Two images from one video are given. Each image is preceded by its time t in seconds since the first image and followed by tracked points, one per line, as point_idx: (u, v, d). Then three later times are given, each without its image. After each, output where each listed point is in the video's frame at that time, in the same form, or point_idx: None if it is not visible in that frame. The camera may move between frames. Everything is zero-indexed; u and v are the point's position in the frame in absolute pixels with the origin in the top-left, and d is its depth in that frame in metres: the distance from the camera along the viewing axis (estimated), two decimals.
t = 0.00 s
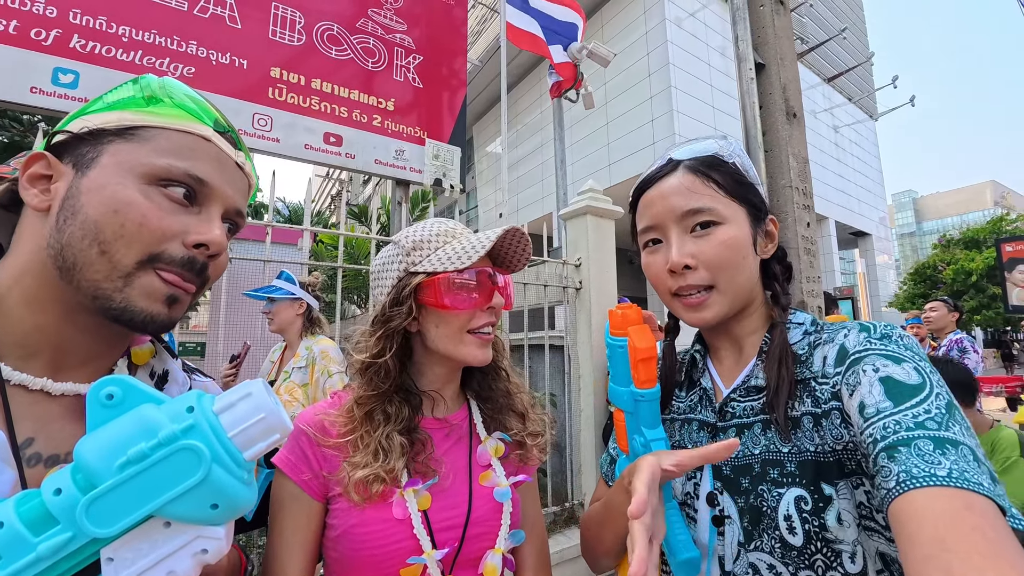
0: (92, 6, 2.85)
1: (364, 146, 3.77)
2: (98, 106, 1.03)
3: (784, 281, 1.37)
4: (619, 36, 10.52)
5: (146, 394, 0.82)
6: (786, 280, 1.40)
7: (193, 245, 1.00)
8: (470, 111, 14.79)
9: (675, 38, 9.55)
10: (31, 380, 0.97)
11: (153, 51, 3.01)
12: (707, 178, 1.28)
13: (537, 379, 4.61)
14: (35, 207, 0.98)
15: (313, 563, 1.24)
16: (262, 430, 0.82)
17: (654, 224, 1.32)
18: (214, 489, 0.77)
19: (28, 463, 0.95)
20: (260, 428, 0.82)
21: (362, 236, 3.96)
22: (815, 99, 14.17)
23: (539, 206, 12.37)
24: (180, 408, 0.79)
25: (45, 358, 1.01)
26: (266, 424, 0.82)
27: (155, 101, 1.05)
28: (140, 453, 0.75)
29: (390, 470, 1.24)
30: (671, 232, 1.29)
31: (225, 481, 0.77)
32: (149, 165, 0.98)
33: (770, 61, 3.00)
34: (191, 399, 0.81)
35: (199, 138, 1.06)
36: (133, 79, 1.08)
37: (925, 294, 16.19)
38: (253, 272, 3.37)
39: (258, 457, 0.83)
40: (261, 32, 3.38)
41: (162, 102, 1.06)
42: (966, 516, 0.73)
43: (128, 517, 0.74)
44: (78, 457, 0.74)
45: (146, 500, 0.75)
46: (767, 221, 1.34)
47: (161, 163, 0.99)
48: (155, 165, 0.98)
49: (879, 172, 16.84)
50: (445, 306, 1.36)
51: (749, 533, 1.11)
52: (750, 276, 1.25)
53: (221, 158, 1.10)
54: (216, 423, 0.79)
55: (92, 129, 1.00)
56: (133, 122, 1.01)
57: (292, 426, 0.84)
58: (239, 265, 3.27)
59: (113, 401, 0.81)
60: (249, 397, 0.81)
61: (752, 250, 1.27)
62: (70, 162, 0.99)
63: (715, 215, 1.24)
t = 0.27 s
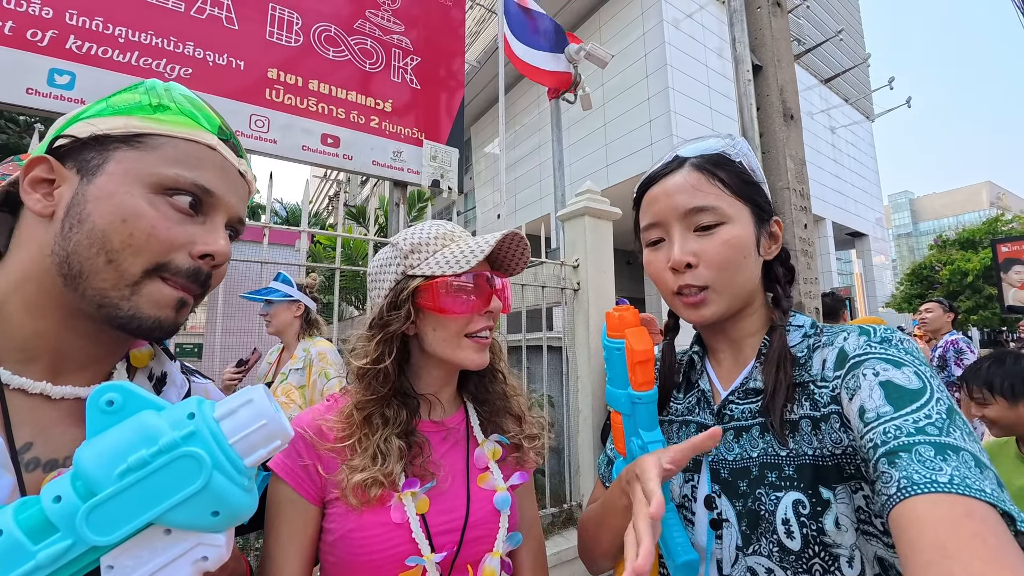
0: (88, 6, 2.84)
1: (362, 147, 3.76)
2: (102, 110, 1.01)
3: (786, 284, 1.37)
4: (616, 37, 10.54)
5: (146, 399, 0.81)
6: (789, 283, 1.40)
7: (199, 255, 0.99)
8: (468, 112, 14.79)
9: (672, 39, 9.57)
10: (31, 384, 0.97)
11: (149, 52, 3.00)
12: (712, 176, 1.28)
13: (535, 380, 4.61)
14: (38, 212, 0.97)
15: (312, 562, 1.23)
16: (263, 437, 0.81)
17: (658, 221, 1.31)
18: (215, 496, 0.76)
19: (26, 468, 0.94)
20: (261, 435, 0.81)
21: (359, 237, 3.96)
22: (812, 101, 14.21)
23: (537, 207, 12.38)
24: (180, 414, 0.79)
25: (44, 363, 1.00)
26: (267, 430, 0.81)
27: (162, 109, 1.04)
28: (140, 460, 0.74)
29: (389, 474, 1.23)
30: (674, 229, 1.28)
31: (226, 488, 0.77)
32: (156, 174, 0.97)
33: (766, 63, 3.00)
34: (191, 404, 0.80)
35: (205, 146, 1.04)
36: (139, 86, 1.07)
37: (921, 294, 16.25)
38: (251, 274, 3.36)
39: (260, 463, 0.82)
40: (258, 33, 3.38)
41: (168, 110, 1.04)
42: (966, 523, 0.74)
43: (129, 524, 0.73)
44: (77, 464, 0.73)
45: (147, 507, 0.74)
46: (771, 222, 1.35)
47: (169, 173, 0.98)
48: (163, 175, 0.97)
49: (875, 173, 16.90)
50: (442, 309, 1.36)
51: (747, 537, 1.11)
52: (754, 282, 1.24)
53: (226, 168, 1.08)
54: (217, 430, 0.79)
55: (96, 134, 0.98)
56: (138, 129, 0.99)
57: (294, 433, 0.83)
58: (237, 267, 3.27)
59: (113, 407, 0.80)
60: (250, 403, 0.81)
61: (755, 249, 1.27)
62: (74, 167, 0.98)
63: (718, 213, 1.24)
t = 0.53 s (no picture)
0: (87, 7, 2.83)
1: (361, 148, 3.76)
2: (107, 112, 1.02)
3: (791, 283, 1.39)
4: (614, 38, 10.57)
5: (156, 401, 0.82)
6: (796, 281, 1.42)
7: (204, 257, 1.00)
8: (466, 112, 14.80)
9: (670, 40, 9.59)
10: (36, 386, 0.97)
11: (148, 52, 3.00)
12: (716, 176, 1.28)
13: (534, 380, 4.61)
14: (43, 214, 0.97)
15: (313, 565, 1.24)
16: (271, 438, 0.82)
17: (662, 221, 1.32)
18: (225, 496, 0.77)
19: (32, 469, 0.95)
20: (270, 436, 0.82)
21: (359, 237, 3.96)
22: (809, 101, 14.26)
23: (536, 207, 12.39)
24: (190, 416, 0.79)
25: (48, 364, 1.00)
26: (276, 431, 0.82)
27: (168, 111, 1.04)
28: (151, 461, 0.74)
29: (390, 474, 1.23)
30: (678, 229, 1.29)
31: (235, 489, 0.77)
32: (162, 177, 0.98)
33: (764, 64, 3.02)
34: (201, 406, 0.81)
35: (210, 149, 1.05)
36: (144, 90, 1.08)
37: (918, 294, 16.30)
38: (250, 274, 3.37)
39: (268, 463, 0.83)
40: (258, 33, 3.38)
41: (174, 113, 1.04)
42: (972, 523, 0.75)
43: (140, 525, 0.73)
44: (88, 465, 0.73)
45: (158, 508, 0.74)
46: (776, 220, 1.35)
47: (175, 176, 0.99)
48: (169, 178, 0.98)
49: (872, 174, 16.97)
50: (442, 310, 1.36)
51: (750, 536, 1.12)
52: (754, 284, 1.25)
53: (230, 171, 1.08)
54: (227, 430, 0.80)
55: (103, 137, 0.99)
56: (144, 132, 1.00)
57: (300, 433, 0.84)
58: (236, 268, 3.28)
59: (122, 409, 0.80)
60: (258, 405, 0.82)
61: (760, 248, 1.28)
62: (80, 169, 0.98)
63: (723, 214, 1.25)
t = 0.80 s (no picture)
0: (84, 7, 2.83)
1: (359, 148, 3.77)
2: (102, 111, 1.01)
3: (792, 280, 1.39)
4: (613, 39, 10.59)
5: (149, 400, 0.83)
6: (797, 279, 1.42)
7: (199, 255, 1.00)
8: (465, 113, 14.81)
9: (668, 41, 9.60)
10: (29, 383, 0.97)
11: (146, 52, 3.00)
12: (712, 181, 1.28)
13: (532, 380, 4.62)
14: (39, 212, 0.98)
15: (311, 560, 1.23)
16: (264, 436, 0.82)
17: (659, 228, 1.33)
18: (216, 494, 0.77)
19: (25, 468, 0.95)
20: (262, 434, 0.82)
21: (357, 238, 3.96)
22: (808, 102, 14.29)
23: (535, 208, 12.40)
24: (182, 414, 0.80)
25: (42, 363, 1.01)
26: (268, 430, 0.82)
27: (164, 110, 1.04)
28: (143, 459, 0.75)
29: (385, 472, 1.24)
30: (677, 237, 1.30)
31: (226, 487, 0.78)
32: (159, 177, 0.98)
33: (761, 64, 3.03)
34: (193, 404, 0.81)
35: (204, 148, 1.05)
36: (140, 87, 1.07)
37: (916, 295, 16.33)
38: (248, 274, 3.38)
39: (261, 461, 0.83)
40: (256, 33, 3.38)
41: (170, 111, 1.04)
42: (970, 519, 0.76)
43: (132, 523, 0.74)
44: (80, 464, 0.74)
45: (149, 506, 0.75)
46: (775, 220, 1.35)
47: (172, 175, 0.99)
48: (165, 178, 0.98)
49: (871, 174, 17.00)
50: (438, 310, 1.36)
51: (746, 532, 1.13)
52: (749, 283, 1.25)
53: (228, 171, 1.09)
54: (218, 429, 0.80)
55: (99, 136, 0.99)
56: (140, 131, 0.99)
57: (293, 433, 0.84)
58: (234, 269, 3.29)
59: (115, 407, 0.81)
60: (251, 403, 0.81)
61: (760, 252, 1.28)
62: (76, 167, 0.99)
63: (721, 219, 1.25)
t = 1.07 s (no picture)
0: (91, 6, 2.87)
1: (362, 147, 3.80)
2: (115, 95, 1.04)
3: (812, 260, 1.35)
4: (613, 41, 10.63)
5: (159, 369, 0.84)
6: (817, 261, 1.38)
7: (208, 239, 1.03)
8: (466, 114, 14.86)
9: (669, 43, 9.63)
10: (42, 360, 0.99)
11: (151, 51, 3.03)
12: (685, 181, 1.30)
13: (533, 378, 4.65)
14: (53, 192, 1.00)
15: (313, 561, 1.24)
16: (271, 406, 0.86)
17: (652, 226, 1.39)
18: (225, 460, 0.79)
19: (38, 442, 0.97)
20: (270, 404, 0.86)
21: (359, 236, 3.98)
22: (808, 104, 14.32)
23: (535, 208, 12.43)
24: (192, 382, 0.82)
25: (54, 341, 1.03)
26: (276, 400, 0.86)
27: (177, 96, 1.06)
28: (154, 424, 0.76)
29: (393, 456, 1.26)
30: (663, 234, 1.34)
31: (236, 453, 0.79)
32: (172, 161, 1.01)
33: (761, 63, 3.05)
34: (203, 373, 0.84)
35: (217, 135, 1.08)
36: (154, 73, 1.10)
37: (917, 296, 16.32)
38: (251, 272, 3.42)
39: (268, 431, 0.87)
40: (260, 33, 3.41)
41: (183, 97, 1.07)
42: (972, 505, 0.77)
43: (142, 486, 0.76)
44: (91, 430, 0.75)
45: (159, 471, 0.77)
46: (774, 203, 1.28)
47: (183, 160, 1.02)
48: (177, 162, 1.01)
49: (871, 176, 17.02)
50: (444, 297, 1.38)
51: (750, 514, 1.16)
52: (751, 269, 1.27)
53: (239, 160, 1.12)
54: (227, 397, 0.82)
55: (114, 119, 1.01)
56: (154, 115, 1.02)
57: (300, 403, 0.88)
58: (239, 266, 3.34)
59: (126, 375, 0.82)
60: (260, 372, 0.85)
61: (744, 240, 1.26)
62: (89, 149, 1.01)
63: (696, 216, 1.26)
